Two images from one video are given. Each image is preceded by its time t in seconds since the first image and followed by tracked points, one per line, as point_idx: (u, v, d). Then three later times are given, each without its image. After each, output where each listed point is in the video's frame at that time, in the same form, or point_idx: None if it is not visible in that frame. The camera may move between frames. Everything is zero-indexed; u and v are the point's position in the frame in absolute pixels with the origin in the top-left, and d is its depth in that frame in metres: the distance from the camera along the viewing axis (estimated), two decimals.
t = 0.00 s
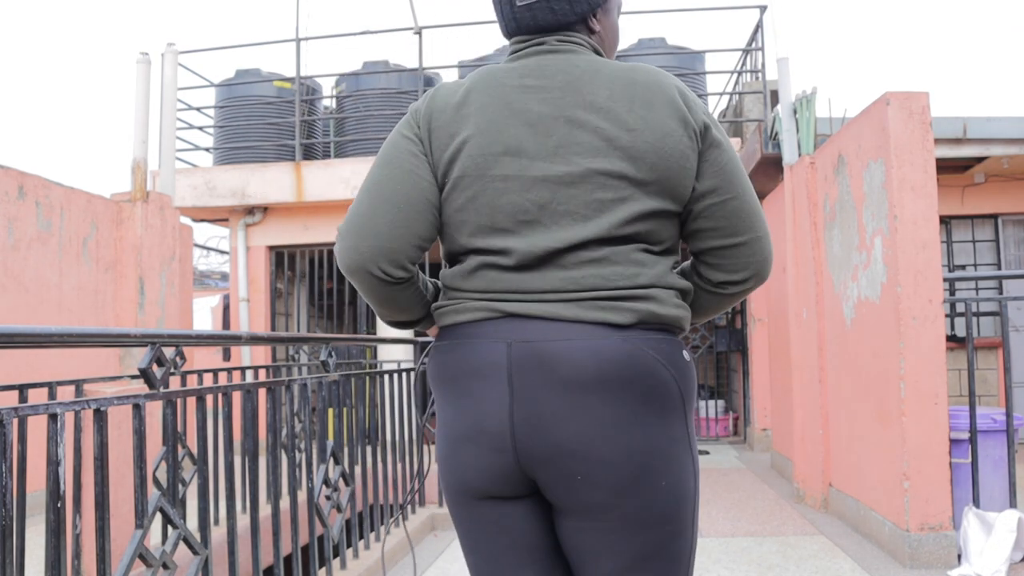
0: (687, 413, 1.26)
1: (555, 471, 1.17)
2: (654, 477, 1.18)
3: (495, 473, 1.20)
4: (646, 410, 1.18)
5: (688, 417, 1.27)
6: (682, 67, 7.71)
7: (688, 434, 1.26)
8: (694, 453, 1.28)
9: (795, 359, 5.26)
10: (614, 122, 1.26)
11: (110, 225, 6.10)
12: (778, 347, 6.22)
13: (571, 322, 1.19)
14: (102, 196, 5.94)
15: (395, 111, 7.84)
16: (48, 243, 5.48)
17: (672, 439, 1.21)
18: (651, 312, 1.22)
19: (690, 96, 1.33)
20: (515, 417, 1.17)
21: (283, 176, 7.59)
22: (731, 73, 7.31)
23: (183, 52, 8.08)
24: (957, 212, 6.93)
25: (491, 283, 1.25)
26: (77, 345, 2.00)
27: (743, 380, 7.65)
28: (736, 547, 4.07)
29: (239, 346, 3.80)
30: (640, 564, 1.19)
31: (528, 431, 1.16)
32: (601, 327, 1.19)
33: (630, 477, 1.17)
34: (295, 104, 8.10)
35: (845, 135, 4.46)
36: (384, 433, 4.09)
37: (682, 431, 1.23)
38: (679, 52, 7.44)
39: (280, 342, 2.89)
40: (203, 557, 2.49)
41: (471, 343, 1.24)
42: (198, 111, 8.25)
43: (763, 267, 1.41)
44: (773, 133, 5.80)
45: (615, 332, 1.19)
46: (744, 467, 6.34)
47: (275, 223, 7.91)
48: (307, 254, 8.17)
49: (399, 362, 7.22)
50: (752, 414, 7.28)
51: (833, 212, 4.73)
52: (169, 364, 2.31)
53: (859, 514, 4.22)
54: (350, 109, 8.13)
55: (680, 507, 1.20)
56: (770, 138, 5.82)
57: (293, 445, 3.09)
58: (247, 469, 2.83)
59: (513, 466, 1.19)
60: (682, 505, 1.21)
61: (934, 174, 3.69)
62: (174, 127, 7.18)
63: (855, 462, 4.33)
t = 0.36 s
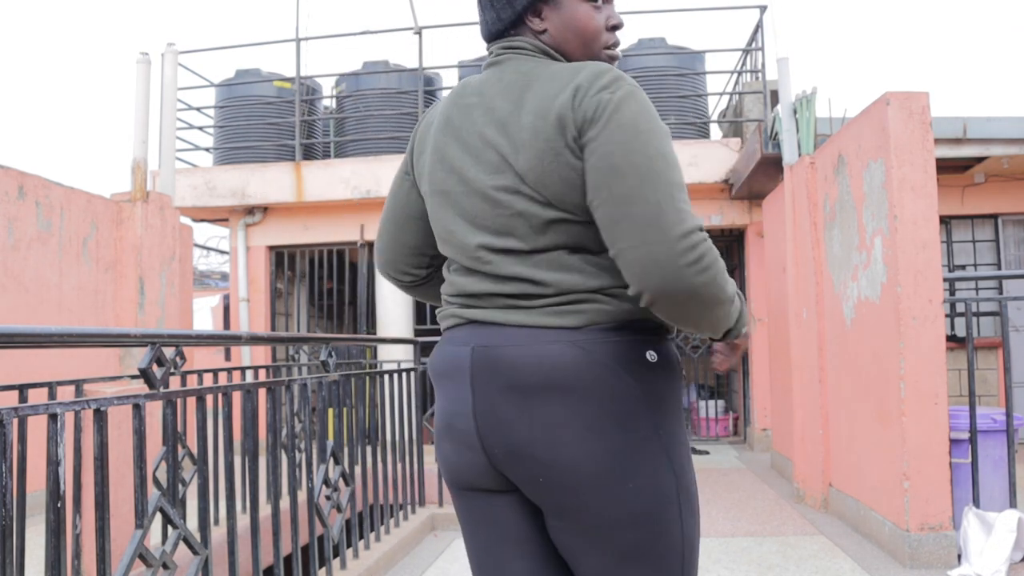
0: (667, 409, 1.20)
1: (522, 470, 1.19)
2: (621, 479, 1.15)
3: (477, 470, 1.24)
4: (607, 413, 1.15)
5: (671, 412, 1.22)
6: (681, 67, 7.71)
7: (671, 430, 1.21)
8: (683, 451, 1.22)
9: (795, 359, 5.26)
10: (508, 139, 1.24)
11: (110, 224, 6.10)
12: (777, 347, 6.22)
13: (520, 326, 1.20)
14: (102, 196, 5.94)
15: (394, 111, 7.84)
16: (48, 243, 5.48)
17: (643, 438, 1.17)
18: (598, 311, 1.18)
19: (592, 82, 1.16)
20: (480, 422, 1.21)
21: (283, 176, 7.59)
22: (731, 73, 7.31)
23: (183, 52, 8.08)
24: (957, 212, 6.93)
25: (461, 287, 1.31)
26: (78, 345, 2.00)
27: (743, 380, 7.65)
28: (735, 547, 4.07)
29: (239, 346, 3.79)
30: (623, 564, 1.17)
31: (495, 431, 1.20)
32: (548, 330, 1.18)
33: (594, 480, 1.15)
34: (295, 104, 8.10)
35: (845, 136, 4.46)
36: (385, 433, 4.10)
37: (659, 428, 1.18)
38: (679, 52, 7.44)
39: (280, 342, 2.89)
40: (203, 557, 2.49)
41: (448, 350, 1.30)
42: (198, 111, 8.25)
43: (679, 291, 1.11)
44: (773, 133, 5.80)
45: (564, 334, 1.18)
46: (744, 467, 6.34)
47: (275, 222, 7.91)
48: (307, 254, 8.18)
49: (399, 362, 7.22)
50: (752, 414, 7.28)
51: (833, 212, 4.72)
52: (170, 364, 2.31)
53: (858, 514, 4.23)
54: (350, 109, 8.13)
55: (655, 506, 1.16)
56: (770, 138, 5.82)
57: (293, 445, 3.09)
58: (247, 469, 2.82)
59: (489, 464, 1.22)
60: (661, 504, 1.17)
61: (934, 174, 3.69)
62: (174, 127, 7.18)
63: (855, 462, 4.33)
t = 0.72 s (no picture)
0: (646, 406, 1.18)
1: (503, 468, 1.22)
2: (594, 480, 1.16)
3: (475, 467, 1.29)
4: (574, 414, 1.17)
5: (654, 408, 1.19)
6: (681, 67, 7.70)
7: (649, 425, 1.18)
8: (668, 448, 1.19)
9: (795, 360, 5.26)
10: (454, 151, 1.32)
11: (110, 224, 6.10)
12: (778, 348, 6.21)
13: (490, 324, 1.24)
14: (102, 196, 5.94)
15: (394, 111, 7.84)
16: (48, 243, 5.48)
17: (614, 438, 1.16)
18: (550, 310, 1.19)
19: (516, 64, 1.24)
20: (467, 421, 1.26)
21: (283, 176, 7.59)
22: (731, 73, 7.30)
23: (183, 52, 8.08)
24: (957, 212, 6.93)
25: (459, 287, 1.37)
26: (77, 345, 2.00)
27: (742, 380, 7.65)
28: (735, 547, 4.08)
29: (239, 346, 3.79)
30: (613, 563, 1.18)
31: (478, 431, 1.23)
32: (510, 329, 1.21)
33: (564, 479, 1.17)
34: (295, 104, 8.10)
35: (845, 136, 4.46)
36: (385, 433, 4.10)
37: (635, 425, 1.17)
38: (679, 52, 7.44)
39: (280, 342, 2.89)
40: (203, 557, 2.49)
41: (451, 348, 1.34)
42: (198, 111, 8.25)
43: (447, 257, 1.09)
44: (773, 133, 5.80)
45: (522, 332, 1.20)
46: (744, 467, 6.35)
47: (275, 222, 7.91)
48: (307, 254, 8.18)
49: (399, 361, 7.22)
50: (751, 414, 7.28)
51: (833, 212, 4.72)
52: (169, 364, 2.31)
53: (859, 514, 4.23)
54: (349, 109, 8.13)
55: (630, 505, 1.16)
56: (770, 138, 5.81)
57: (293, 445, 3.09)
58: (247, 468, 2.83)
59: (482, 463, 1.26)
60: (640, 503, 1.16)
61: (934, 174, 3.69)
62: (174, 127, 7.18)
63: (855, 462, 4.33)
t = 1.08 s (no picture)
0: (564, 410, 1.16)
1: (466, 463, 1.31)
2: (502, 480, 1.19)
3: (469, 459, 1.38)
4: (491, 413, 1.20)
5: (574, 412, 1.16)
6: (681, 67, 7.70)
7: (557, 430, 1.15)
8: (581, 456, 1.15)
9: (795, 360, 5.26)
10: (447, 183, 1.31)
11: (110, 224, 6.10)
12: (777, 348, 6.21)
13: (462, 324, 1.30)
14: (102, 196, 5.94)
15: (394, 111, 7.84)
16: (48, 243, 5.47)
17: (525, 444, 1.17)
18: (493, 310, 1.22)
19: (475, 91, 1.19)
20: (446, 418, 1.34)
21: (283, 175, 7.58)
22: (731, 73, 7.30)
23: (183, 52, 8.07)
24: (957, 212, 6.93)
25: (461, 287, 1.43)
26: (77, 345, 2.00)
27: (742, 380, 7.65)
28: (735, 547, 4.08)
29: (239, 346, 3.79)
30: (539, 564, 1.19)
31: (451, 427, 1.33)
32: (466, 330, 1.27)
33: (488, 480, 1.22)
34: (294, 104, 8.10)
35: (845, 135, 4.45)
36: (385, 433, 4.10)
37: (547, 434, 1.16)
38: (678, 52, 7.44)
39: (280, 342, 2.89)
40: (203, 557, 2.49)
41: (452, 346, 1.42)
42: (198, 111, 8.25)
43: (541, 317, 1.05)
44: (773, 133, 5.80)
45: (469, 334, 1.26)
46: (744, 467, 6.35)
47: (275, 222, 7.91)
48: (307, 254, 8.18)
49: (399, 362, 7.22)
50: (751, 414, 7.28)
51: (833, 212, 4.72)
52: (169, 364, 2.31)
53: (858, 514, 4.23)
54: (349, 109, 8.13)
55: (536, 509, 1.17)
56: (770, 138, 5.81)
57: (293, 445, 3.09)
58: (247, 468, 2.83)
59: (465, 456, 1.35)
60: (545, 512, 1.16)
61: (934, 174, 3.69)
62: (174, 127, 7.18)
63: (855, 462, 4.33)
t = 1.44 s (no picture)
0: (573, 416, 1.17)
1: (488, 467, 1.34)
2: (512, 486, 1.22)
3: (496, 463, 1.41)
4: (502, 420, 1.23)
5: (582, 419, 1.17)
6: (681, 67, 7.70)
7: (567, 436, 1.17)
8: (594, 463, 1.16)
9: (795, 360, 5.26)
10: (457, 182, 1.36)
11: (110, 224, 6.10)
12: (777, 348, 6.21)
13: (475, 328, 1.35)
14: (102, 196, 5.94)
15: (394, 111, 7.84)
16: (48, 243, 5.47)
17: (534, 450, 1.19)
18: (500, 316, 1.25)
19: (484, 99, 1.22)
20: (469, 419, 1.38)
21: (283, 175, 7.58)
22: (730, 73, 7.30)
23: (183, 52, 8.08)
24: (957, 212, 6.93)
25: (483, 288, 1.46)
26: (77, 345, 2.00)
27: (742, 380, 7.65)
28: (736, 547, 4.08)
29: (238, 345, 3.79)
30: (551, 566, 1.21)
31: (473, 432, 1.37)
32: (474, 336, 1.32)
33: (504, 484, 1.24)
34: (295, 104, 8.10)
35: (845, 135, 4.45)
36: (384, 433, 4.10)
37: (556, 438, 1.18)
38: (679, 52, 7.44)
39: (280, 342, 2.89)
40: (203, 557, 2.49)
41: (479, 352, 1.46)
42: (198, 111, 8.25)
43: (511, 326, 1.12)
44: (773, 133, 5.80)
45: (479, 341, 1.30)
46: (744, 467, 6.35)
47: (275, 222, 7.90)
48: (308, 254, 8.18)
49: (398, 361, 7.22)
50: (751, 414, 7.29)
51: (833, 212, 4.72)
52: (169, 364, 2.31)
53: (859, 514, 4.23)
54: (350, 109, 8.13)
55: (547, 513, 1.19)
56: (770, 138, 5.81)
57: (293, 445, 3.09)
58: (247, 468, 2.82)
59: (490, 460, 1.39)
60: (556, 515, 1.18)
61: (934, 174, 3.69)
62: (174, 127, 7.17)
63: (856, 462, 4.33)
